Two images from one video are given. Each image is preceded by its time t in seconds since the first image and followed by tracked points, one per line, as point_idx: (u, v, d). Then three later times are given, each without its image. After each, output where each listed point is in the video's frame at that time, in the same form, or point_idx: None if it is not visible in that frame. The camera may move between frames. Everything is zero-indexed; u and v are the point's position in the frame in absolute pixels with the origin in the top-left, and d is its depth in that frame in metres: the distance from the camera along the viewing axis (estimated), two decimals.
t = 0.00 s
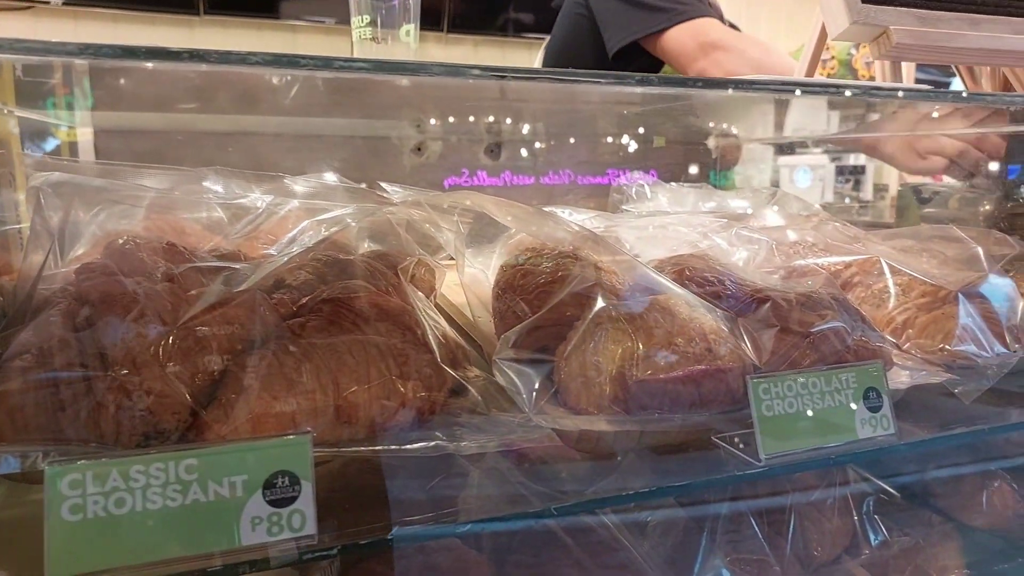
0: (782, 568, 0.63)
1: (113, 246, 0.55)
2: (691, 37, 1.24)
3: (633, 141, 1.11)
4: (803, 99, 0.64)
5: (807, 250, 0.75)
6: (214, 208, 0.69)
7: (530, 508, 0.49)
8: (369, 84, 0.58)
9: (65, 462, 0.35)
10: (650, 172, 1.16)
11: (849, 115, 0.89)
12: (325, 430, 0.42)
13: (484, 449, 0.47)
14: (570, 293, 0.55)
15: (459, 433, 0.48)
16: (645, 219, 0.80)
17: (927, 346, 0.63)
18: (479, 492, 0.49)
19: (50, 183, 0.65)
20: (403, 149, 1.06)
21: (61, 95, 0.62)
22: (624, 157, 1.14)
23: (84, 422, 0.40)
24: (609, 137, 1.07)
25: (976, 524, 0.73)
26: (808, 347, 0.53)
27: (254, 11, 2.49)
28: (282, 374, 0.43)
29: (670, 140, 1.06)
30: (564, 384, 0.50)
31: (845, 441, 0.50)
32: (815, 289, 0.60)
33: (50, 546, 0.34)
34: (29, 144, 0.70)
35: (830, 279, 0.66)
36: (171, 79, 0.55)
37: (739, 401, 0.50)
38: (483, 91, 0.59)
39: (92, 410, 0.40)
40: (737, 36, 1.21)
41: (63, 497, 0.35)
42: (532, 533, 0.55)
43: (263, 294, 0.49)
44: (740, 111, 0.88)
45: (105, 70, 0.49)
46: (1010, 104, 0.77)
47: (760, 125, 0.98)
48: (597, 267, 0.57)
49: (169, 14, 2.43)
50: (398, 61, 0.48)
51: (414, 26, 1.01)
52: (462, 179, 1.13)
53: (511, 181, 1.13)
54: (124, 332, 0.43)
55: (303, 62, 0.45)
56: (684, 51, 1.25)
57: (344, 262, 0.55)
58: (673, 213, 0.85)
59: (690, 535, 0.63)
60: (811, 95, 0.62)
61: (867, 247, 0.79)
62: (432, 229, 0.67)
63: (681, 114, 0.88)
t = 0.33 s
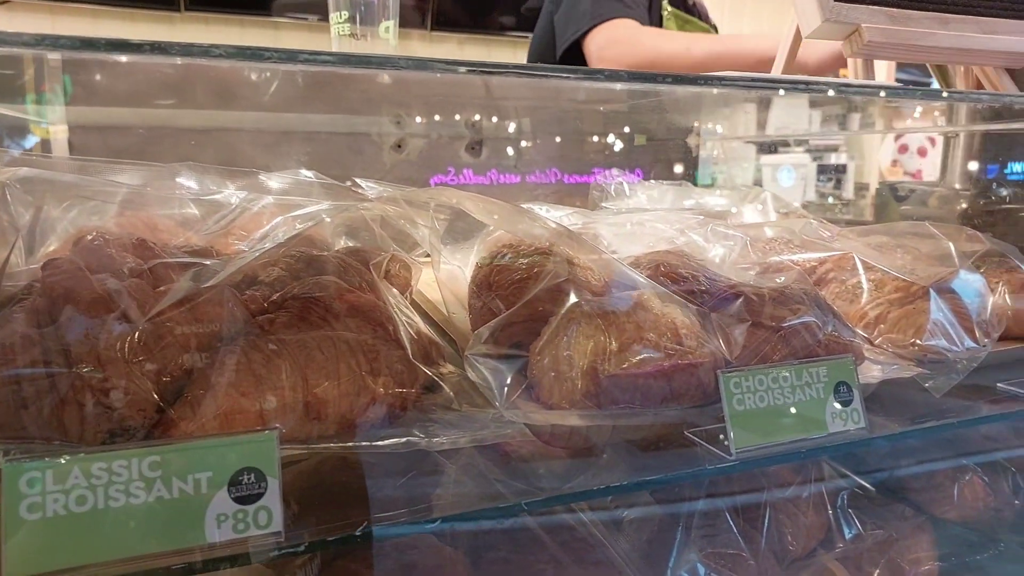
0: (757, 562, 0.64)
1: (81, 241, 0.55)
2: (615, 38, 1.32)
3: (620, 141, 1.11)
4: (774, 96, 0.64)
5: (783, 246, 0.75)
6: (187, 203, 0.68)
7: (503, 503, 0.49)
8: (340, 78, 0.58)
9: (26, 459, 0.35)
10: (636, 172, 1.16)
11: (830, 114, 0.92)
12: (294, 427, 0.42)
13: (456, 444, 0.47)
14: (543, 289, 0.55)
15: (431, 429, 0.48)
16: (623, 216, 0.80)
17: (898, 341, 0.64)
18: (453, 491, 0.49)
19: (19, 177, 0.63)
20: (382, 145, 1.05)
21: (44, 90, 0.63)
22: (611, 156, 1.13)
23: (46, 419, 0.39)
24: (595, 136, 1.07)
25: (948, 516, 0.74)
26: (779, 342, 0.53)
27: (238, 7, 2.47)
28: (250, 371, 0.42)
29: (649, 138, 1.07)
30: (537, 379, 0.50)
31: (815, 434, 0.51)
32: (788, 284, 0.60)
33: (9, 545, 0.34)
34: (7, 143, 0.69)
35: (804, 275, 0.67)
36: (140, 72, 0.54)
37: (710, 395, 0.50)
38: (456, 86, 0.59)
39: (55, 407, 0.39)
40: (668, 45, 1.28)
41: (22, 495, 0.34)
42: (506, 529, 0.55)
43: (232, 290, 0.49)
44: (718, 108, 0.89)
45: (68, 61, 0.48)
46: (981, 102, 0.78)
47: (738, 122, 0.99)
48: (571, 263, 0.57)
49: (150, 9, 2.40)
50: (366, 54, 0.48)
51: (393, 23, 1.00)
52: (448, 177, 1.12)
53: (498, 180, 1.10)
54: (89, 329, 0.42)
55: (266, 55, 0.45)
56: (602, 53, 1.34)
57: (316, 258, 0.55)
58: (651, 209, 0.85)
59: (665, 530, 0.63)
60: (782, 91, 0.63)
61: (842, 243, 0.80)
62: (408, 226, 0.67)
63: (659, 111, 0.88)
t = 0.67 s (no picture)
0: (732, 559, 0.64)
1: (44, 238, 0.53)
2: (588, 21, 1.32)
3: (603, 141, 1.12)
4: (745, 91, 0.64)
5: (758, 242, 0.76)
6: (156, 200, 0.67)
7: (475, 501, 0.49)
8: (307, 71, 0.57)
9: None
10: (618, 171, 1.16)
11: (809, 113, 0.93)
12: (258, 425, 0.41)
13: (426, 442, 0.47)
14: (516, 284, 0.54)
15: (401, 427, 0.47)
16: (599, 213, 0.80)
17: (870, 336, 0.64)
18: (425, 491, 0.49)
19: None
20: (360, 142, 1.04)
21: (16, 86, 0.64)
22: (594, 154, 1.13)
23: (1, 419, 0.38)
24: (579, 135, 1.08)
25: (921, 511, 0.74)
26: (750, 337, 0.53)
27: (217, 4, 2.44)
28: (213, 370, 0.42)
29: (627, 135, 1.07)
30: (509, 376, 0.50)
31: (785, 430, 0.51)
32: (761, 280, 0.60)
33: None
34: None
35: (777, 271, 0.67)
36: (101, 62, 0.53)
37: (682, 391, 0.50)
38: (425, 80, 0.59)
39: (10, 406, 0.38)
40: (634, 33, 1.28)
41: None
42: (479, 528, 0.54)
43: (197, 285, 0.48)
44: (695, 105, 0.89)
45: (24, 52, 0.47)
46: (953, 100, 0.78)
47: (716, 119, 0.99)
48: (545, 258, 0.57)
49: (127, 6, 2.37)
50: (329, 46, 0.47)
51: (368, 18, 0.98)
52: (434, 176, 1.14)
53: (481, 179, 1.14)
54: (47, 326, 0.41)
55: (225, 45, 0.44)
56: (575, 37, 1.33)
57: (286, 255, 0.54)
58: (627, 207, 0.85)
59: (640, 527, 0.63)
60: (752, 86, 0.63)
61: (816, 240, 0.80)
62: (381, 222, 0.66)
63: (635, 107, 0.88)
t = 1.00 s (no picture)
0: (715, 556, 0.63)
1: (12, 233, 0.52)
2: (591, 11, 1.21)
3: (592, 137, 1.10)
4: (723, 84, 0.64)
5: (742, 239, 0.75)
6: (133, 196, 0.66)
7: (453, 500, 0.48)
8: (281, 62, 0.56)
9: None
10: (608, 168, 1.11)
11: (798, 111, 0.93)
12: (230, 424, 0.41)
13: (403, 440, 0.46)
14: (496, 280, 0.54)
15: (377, 425, 0.47)
16: (583, 209, 0.80)
17: (852, 332, 0.65)
18: (404, 491, 0.48)
19: None
20: (344, 139, 1.03)
21: None
22: (583, 153, 1.11)
23: None
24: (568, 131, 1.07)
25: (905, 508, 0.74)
26: (732, 333, 0.53)
27: None
28: (184, 367, 0.41)
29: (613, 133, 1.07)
30: (487, 373, 0.49)
31: (766, 427, 0.50)
32: (743, 276, 0.60)
33: None
34: None
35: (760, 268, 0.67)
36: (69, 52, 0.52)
37: (662, 388, 0.50)
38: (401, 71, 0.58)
39: None
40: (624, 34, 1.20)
41: None
42: (459, 527, 0.54)
43: (169, 281, 0.47)
44: (682, 102, 0.89)
45: None
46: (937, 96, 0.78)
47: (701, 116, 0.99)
48: (527, 254, 0.56)
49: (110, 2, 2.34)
50: (300, 36, 0.46)
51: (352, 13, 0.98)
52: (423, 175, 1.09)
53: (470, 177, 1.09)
54: (11, 323, 0.40)
55: (191, 34, 0.43)
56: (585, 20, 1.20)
57: (261, 251, 0.53)
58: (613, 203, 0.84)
59: (623, 525, 0.62)
60: (729, 80, 0.63)
61: (801, 236, 0.80)
62: (361, 217, 0.65)
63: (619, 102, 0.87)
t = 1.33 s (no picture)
0: (696, 555, 0.63)
1: None
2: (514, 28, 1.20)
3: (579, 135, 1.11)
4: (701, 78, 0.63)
5: (723, 236, 0.75)
6: (105, 193, 0.64)
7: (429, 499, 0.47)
8: (254, 54, 0.55)
9: None
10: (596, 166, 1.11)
11: (783, 109, 0.93)
12: (197, 425, 0.39)
13: (377, 440, 0.46)
14: (472, 277, 0.53)
15: (352, 425, 0.46)
16: (564, 206, 0.79)
17: (832, 329, 0.64)
18: (379, 491, 0.47)
19: None
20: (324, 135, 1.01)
21: None
22: (565, 150, 1.10)
23: None
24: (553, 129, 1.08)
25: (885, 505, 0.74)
26: (711, 330, 0.53)
27: None
28: (149, 365, 0.39)
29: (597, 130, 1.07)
30: (463, 371, 0.48)
31: (745, 424, 0.50)
32: (723, 273, 0.60)
33: None
34: None
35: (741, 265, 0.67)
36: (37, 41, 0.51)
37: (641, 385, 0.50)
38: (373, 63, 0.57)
39: None
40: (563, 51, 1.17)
41: None
42: (437, 527, 0.53)
43: (137, 279, 0.46)
44: (665, 99, 0.89)
45: None
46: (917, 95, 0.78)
47: (685, 113, 0.98)
48: (505, 251, 0.56)
49: None
50: (267, 25, 0.45)
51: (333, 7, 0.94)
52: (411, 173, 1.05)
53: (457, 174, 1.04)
54: None
55: (152, 22, 0.42)
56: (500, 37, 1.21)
57: (233, 249, 0.53)
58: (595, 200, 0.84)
59: (604, 525, 0.62)
60: (707, 75, 0.62)
61: (782, 234, 0.80)
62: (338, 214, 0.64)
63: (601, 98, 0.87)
